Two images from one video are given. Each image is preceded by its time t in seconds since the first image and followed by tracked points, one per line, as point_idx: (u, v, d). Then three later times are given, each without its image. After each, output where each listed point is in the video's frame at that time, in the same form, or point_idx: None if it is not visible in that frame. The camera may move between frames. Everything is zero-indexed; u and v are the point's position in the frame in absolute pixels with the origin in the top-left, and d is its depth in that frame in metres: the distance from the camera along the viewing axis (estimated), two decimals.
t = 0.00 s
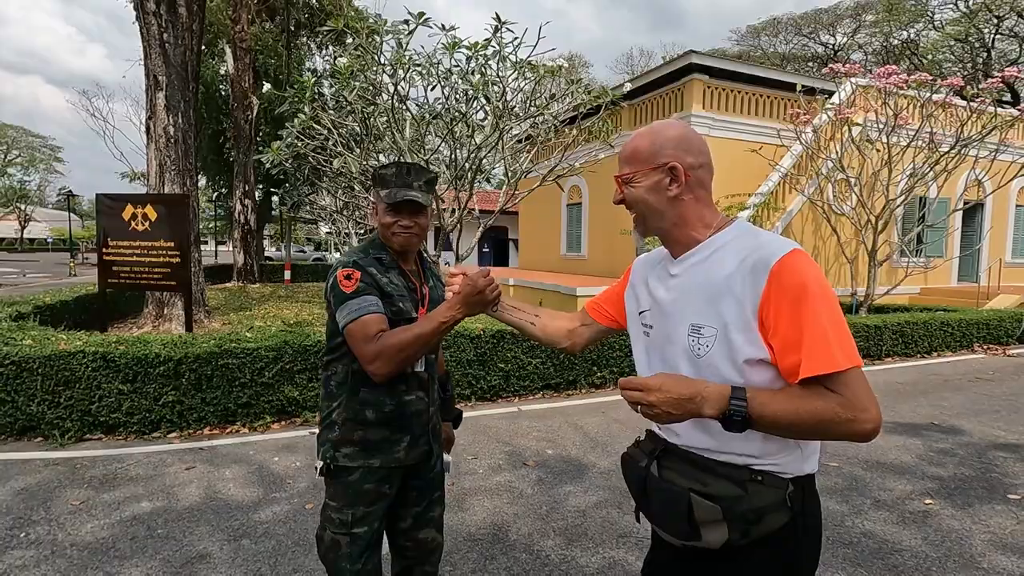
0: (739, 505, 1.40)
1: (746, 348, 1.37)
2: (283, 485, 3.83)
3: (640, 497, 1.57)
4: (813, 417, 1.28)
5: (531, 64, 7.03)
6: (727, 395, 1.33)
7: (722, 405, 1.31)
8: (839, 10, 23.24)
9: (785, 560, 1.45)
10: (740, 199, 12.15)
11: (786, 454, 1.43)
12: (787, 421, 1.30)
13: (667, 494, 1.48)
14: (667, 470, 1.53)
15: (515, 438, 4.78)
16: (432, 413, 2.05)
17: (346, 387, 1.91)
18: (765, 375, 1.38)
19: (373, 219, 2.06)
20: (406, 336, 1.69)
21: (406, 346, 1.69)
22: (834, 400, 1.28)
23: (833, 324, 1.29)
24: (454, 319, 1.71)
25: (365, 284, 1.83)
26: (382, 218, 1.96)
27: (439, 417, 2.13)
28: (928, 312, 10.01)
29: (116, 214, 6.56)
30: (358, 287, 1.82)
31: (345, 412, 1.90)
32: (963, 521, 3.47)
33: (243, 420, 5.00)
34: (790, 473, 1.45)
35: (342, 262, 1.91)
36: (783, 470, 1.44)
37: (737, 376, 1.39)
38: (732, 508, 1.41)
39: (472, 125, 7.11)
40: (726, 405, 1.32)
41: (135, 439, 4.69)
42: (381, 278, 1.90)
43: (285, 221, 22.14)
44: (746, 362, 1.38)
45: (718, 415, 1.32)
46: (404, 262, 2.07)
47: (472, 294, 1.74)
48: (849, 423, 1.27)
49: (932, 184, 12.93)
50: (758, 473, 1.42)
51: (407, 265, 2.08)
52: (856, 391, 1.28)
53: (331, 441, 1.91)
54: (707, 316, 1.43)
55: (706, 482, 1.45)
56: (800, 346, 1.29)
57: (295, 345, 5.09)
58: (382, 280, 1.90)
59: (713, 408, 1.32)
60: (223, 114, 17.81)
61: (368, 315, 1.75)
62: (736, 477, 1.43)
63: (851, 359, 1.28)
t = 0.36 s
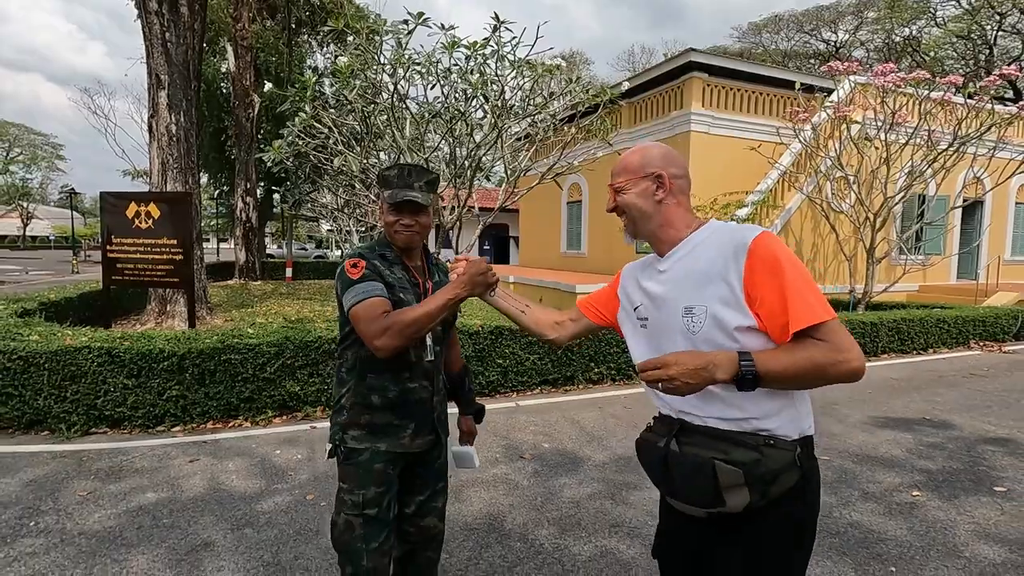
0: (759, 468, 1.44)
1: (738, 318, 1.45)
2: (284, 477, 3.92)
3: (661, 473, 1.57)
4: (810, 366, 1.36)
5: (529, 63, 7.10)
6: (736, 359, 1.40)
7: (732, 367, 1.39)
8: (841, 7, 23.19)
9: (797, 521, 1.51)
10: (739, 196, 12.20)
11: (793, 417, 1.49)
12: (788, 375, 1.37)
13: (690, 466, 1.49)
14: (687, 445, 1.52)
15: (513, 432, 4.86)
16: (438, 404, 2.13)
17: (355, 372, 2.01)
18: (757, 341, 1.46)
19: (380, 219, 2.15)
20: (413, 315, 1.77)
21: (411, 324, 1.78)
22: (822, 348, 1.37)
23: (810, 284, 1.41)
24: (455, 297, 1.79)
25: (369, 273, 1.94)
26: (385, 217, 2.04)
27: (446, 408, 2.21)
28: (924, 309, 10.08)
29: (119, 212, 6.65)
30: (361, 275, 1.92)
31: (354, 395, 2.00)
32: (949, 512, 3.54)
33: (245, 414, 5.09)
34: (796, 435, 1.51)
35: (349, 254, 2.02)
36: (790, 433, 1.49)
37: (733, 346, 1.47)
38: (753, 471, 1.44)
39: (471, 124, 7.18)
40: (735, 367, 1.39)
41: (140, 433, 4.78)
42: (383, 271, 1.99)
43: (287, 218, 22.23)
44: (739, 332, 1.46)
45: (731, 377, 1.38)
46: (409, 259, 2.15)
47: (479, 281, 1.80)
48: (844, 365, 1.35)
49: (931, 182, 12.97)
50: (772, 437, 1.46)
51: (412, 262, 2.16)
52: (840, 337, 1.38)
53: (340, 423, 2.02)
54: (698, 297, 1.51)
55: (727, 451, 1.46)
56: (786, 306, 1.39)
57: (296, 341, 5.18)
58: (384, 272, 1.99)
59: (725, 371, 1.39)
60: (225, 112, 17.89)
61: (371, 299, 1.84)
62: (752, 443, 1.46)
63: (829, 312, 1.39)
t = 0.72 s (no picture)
0: (731, 431, 1.52)
1: (690, 299, 1.54)
2: (284, 469, 4.00)
3: (643, 454, 1.59)
4: (760, 333, 1.46)
5: (527, 62, 7.15)
6: (695, 331, 1.47)
7: (692, 338, 1.46)
8: (843, 4, 23.11)
9: (769, 476, 1.59)
10: (737, 194, 12.24)
11: (754, 379, 1.60)
12: (743, 343, 1.46)
13: (670, 437, 1.53)
14: (665, 419, 1.57)
15: (508, 427, 4.94)
16: (423, 403, 2.17)
17: (338, 370, 2.09)
18: (710, 317, 1.54)
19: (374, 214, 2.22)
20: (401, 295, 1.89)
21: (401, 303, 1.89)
22: (766, 315, 1.48)
23: (748, 261, 1.52)
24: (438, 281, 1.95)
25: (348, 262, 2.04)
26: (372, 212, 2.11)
27: (435, 408, 2.24)
28: (921, 307, 10.14)
29: (122, 210, 6.74)
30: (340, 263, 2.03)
31: (336, 389, 2.08)
32: (934, 504, 3.62)
33: (246, 409, 5.18)
34: (756, 397, 1.61)
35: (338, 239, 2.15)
36: (751, 394, 1.60)
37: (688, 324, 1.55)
38: (726, 434, 1.51)
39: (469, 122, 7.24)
40: (695, 338, 1.46)
41: (143, 427, 4.87)
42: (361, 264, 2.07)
43: (289, 216, 22.30)
44: (692, 311, 1.54)
45: (693, 347, 1.46)
46: (396, 256, 2.19)
47: (452, 271, 1.99)
48: (785, 329, 1.47)
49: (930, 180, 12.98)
50: (736, 401, 1.56)
51: (399, 259, 2.20)
52: (780, 305, 1.50)
53: (324, 416, 2.10)
54: (652, 285, 1.58)
55: (701, 418, 1.53)
56: (730, 282, 1.49)
57: (296, 337, 5.26)
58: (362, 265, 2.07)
59: (688, 342, 1.46)
60: (226, 110, 17.96)
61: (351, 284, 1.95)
62: (720, 408, 1.55)
63: (768, 282, 1.50)
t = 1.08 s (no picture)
0: (719, 413, 1.60)
1: (681, 290, 1.62)
2: (284, 461, 4.08)
3: (635, 440, 1.63)
4: (747, 327, 1.55)
5: (525, 60, 7.19)
6: (691, 323, 1.54)
7: (688, 329, 1.52)
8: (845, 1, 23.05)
9: (756, 454, 1.68)
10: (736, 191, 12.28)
11: (737, 364, 1.69)
12: (731, 336, 1.55)
13: (663, 421, 1.59)
14: (655, 405, 1.62)
15: (506, 420, 5.01)
16: (414, 393, 2.24)
17: (328, 365, 2.15)
18: (699, 310, 1.63)
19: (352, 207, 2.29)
20: (371, 282, 1.96)
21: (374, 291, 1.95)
22: (754, 311, 1.57)
23: (738, 259, 1.61)
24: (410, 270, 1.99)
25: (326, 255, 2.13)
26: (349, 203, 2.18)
27: (426, 398, 2.31)
28: (917, 303, 10.20)
29: (124, 206, 6.80)
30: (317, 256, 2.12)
31: (327, 383, 2.14)
32: (922, 495, 3.69)
33: (246, 403, 5.25)
34: (737, 381, 1.70)
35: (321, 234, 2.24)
36: (733, 379, 1.68)
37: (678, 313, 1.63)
38: (715, 417, 1.59)
39: (468, 120, 7.30)
40: (690, 329, 1.53)
41: (145, 420, 4.95)
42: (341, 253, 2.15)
43: (289, 213, 22.35)
44: (681, 302, 1.62)
45: (686, 338, 1.52)
46: (375, 244, 2.27)
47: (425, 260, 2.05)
48: (770, 325, 1.57)
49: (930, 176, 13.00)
50: (721, 386, 1.64)
51: (379, 247, 2.28)
52: (764, 302, 1.60)
53: (316, 411, 2.16)
54: (647, 274, 1.64)
55: (692, 402, 1.60)
56: (721, 278, 1.58)
57: (296, 331, 5.33)
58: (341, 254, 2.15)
59: (683, 332, 1.52)
60: (227, 107, 18.01)
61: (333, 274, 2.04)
62: (707, 392, 1.62)
63: (754, 280, 1.60)
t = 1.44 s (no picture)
0: (699, 408, 1.63)
1: (691, 289, 1.63)
2: (285, 455, 4.13)
3: (614, 430, 1.68)
4: (748, 339, 1.58)
5: (523, 58, 7.23)
6: (693, 327, 1.55)
7: (690, 332, 1.54)
8: None
9: (730, 452, 1.72)
10: (733, 189, 12.33)
11: (724, 363, 1.71)
12: (730, 344, 1.57)
13: (643, 413, 1.62)
14: (636, 397, 1.66)
15: (504, 415, 5.07)
16: (404, 386, 2.29)
17: (319, 360, 2.20)
18: (702, 313, 1.65)
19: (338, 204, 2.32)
20: (358, 286, 2.01)
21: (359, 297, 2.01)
22: (757, 325, 1.60)
23: (752, 271, 1.63)
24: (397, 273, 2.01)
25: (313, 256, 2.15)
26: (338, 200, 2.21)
27: (417, 391, 2.36)
28: (912, 300, 10.27)
29: (125, 203, 6.84)
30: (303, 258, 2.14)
31: (318, 378, 2.19)
32: (912, 488, 3.76)
33: (246, 398, 5.30)
34: (723, 381, 1.72)
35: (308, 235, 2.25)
36: (719, 379, 1.71)
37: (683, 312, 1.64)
38: (694, 412, 1.62)
39: (466, 117, 7.34)
40: (692, 332, 1.54)
41: (146, 415, 5.00)
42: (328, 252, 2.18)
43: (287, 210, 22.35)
44: (688, 301, 1.64)
45: (687, 340, 1.54)
46: (364, 240, 2.30)
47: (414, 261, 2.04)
48: (769, 341, 1.60)
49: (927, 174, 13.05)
50: (705, 384, 1.67)
51: (368, 244, 2.31)
52: (769, 317, 1.62)
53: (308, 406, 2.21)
54: (660, 266, 1.65)
55: (673, 397, 1.63)
56: (732, 286, 1.60)
57: (295, 328, 5.38)
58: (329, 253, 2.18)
59: (683, 334, 1.54)
60: (225, 104, 18.01)
61: (321, 276, 2.08)
62: (689, 388, 1.65)
63: (764, 295, 1.62)
